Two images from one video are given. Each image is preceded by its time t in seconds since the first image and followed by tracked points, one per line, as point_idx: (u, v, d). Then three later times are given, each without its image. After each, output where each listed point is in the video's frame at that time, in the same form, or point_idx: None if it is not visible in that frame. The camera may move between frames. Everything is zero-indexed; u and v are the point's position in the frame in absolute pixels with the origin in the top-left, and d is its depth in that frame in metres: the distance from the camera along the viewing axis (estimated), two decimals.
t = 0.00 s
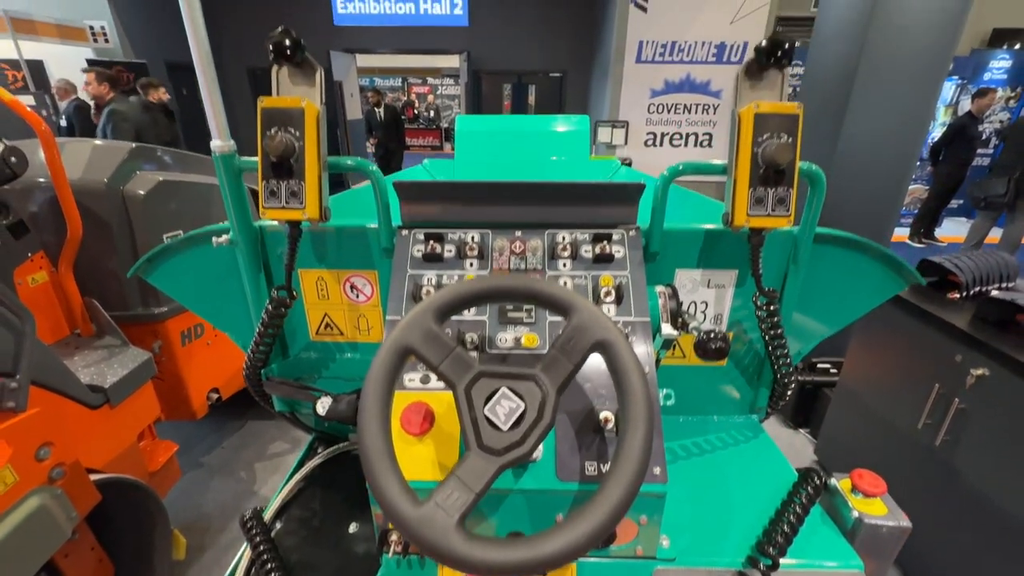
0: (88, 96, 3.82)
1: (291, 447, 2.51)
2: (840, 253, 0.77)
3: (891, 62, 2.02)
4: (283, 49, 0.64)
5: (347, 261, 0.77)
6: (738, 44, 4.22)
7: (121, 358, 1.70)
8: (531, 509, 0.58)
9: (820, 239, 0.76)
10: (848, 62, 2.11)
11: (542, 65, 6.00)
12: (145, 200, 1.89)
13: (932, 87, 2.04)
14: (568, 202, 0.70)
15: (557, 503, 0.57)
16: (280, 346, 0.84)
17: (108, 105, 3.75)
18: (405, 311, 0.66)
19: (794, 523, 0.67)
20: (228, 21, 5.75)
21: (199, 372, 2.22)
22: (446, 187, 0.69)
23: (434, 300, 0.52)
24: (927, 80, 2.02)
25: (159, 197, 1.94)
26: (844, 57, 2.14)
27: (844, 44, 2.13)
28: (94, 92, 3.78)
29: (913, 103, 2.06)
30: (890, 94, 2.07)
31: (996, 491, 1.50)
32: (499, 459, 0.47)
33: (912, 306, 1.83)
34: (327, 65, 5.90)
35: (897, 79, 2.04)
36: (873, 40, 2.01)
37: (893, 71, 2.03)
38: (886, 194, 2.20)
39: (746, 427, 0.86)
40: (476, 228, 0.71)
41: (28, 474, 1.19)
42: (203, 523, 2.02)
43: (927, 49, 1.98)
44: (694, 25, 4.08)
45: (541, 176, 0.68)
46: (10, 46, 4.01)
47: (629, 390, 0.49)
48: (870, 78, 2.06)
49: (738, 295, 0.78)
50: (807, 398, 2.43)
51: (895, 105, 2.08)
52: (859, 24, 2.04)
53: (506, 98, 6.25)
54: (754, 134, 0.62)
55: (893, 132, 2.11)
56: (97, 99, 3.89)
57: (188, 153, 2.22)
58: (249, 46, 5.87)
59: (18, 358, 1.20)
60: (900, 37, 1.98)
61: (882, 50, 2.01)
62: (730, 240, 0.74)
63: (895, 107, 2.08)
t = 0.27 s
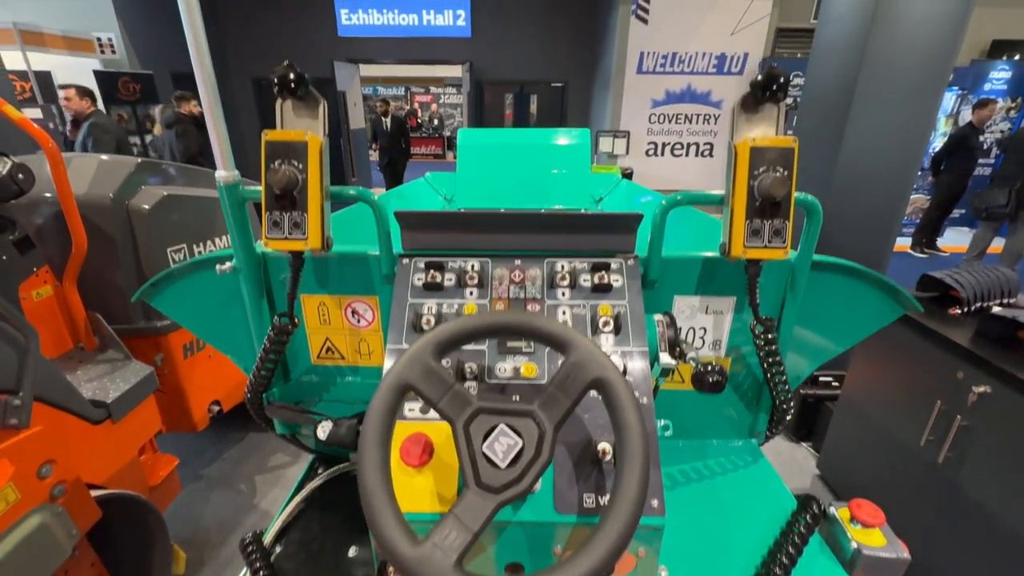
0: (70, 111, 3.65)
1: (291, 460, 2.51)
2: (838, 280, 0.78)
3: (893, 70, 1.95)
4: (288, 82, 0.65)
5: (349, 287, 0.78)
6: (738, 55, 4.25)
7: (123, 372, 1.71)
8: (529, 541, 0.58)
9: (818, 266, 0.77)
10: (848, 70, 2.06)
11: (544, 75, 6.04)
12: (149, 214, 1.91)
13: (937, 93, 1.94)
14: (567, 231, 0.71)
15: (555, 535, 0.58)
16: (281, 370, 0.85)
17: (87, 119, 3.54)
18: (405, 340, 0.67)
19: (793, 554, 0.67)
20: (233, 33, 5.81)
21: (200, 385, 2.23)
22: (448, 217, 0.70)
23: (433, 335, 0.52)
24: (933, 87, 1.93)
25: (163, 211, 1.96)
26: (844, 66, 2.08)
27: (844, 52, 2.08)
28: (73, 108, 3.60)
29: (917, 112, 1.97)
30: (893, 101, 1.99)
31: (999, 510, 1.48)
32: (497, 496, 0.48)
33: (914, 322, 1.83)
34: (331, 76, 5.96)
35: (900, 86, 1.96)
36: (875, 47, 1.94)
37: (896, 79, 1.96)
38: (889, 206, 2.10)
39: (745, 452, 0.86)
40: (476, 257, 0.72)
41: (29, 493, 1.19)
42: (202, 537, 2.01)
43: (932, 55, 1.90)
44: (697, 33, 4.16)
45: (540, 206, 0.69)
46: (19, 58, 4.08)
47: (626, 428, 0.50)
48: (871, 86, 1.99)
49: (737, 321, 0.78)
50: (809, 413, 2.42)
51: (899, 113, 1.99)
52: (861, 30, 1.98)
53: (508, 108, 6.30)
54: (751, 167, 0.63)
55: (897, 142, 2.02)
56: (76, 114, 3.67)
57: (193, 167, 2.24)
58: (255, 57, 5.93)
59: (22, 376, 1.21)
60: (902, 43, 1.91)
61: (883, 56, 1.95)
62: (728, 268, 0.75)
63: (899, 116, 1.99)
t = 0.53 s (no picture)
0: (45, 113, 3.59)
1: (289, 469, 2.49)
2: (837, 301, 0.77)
3: (893, 82, 1.93)
4: (280, 104, 0.65)
5: (342, 307, 0.77)
6: (739, 62, 4.25)
7: (121, 383, 1.70)
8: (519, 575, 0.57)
9: (817, 287, 0.76)
10: (848, 83, 2.05)
11: (546, 81, 6.05)
12: (149, 224, 1.91)
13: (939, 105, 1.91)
14: (561, 252, 0.69)
15: (545, 569, 0.56)
16: (273, 390, 0.84)
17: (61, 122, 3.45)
18: (397, 365, 0.66)
19: None
20: (237, 39, 5.85)
21: (199, 395, 2.22)
22: (444, 239, 0.69)
23: (421, 366, 0.50)
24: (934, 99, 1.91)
25: (163, 221, 1.95)
26: (844, 79, 2.07)
27: (845, 67, 2.07)
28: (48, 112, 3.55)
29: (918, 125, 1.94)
30: (894, 113, 1.96)
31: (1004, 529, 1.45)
32: (483, 537, 0.45)
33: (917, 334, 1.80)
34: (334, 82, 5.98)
35: (900, 98, 1.94)
36: (874, 60, 1.94)
37: (896, 91, 1.94)
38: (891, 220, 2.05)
39: (744, 474, 0.84)
40: (470, 278, 0.71)
41: (22, 508, 1.18)
42: (199, 548, 2.00)
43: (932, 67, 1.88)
44: (701, 39, 4.17)
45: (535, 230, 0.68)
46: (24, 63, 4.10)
47: (619, 465, 0.47)
48: (871, 98, 1.97)
49: (735, 343, 0.77)
50: (811, 424, 2.40)
51: (900, 125, 1.96)
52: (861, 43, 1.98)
53: (510, 113, 6.34)
54: (747, 191, 0.62)
55: (899, 154, 1.98)
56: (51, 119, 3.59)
57: (193, 176, 2.23)
58: (259, 63, 5.95)
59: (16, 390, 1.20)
60: (902, 55, 1.89)
61: (883, 69, 1.93)
62: (726, 290, 0.74)
63: (899, 128, 1.96)
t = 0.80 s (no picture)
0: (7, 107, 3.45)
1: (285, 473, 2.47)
2: (840, 312, 0.74)
3: (899, 83, 1.89)
4: (262, 108, 0.63)
5: (328, 316, 0.75)
6: (743, 62, 4.21)
7: (115, 387, 1.68)
8: None
9: (820, 297, 0.73)
10: (853, 84, 2.02)
11: (548, 81, 6.02)
12: (144, 227, 1.88)
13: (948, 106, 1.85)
14: (554, 261, 0.67)
15: None
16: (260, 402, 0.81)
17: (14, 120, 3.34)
18: (382, 379, 0.63)
19: None
20: (239, 39, 5.83)
21: (195, 398, 2.19)
22: (433, 247, 0.66)
23: (402, 386, 0.47)
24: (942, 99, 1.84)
25: (158, 223, 1.93)
26: (848, 80, 2.04)
27: (850, 68, 2.04)
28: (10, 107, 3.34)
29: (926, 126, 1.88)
30: (899, 114, 1.91)
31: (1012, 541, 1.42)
32: (465, 570, 0.43)
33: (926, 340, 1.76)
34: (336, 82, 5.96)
35: (906, 99, 1.89)
36: (879, 60, 1.90)
37: (901, 92, 1.89)
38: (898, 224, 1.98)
39: (745, 490, 0.82)
40: (459, 288, 0.69)
41: (9, 516, 1.16)
42: (194, 553, 1.98)
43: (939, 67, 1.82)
44: (704, 39, 4.13)
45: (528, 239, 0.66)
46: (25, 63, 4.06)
47: (609, 494, 0.44)
48: (876, 99, 1.94)
49: (735, 355, 0.74)
50: (815, 430, 2.36)
51: (906, 127, 1.91)
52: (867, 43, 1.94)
53: (512, 113, 6.31)
54: (747, 199, 0.59)
55: (905, 156, 1.92)
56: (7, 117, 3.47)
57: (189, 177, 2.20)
58: (261, 62, 5.93)
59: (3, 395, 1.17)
60: (908, 56, 1.85)
61: (888, 69, 1.89)
62: (725, 301, 0.71)
63: (905, 129, 1.91)
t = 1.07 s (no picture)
0: None
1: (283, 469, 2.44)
2: (854, 317, 0.70)
3: (909, 74, 1.82)
4: (244, 102, 0.59)
5: (318, 320, 0.71)
6: (749, 54, 4.13)
7: (111, 385, 1.66)
8: None
9: (834, 302, 0.69)
10: (865, 75, 1.96)
11: (551, 73, 5.94)
12: (139, 222, 1.84)
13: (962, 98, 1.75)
14: (553, 264, 0.63)
15: None
16: (248, 407, 0.79)
17: None
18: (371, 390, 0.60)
19: None
20: (239, 31, 5.76)
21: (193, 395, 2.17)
22: (427, 249, 0.62)
23: (389, 402, 0.44)
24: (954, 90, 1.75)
25: (153, 218, 1.89)
26: (860, 70, 1.98)
27: (862, 56, 1.98)
28: None
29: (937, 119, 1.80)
30: (909, 106, 1.84)
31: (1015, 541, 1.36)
32: None
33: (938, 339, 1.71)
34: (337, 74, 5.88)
35: (916, 91, 1.81)
36: (888, 51, 1.84)
37: (911, 83, 1.82)
38: (907, 218, 1.91)
39: (751, 500, 0.78)
40: (453, 292, 0.65)
41: None
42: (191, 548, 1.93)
43: (953, 58, 1.73)
44: (709, 30, 4.05)
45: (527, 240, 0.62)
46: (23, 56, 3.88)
47: (610, 521, 0.41)
48: (886, 91, 1.88)
49: (743, 362, 0.71)
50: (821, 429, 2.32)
51: (915, 119, 1.83)
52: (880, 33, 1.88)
53: (515, 106, 6.24)
54: (760, 199, 0.55)
55: (913, 150, 1.85)
56: None
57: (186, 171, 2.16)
58: (262, 54, 5.87)
59: None
60: (919, 45, 1.77)
61: (899, 59, 1.83)
62: (734, 305, 0.67)
63: (915, 122, 1.83)
